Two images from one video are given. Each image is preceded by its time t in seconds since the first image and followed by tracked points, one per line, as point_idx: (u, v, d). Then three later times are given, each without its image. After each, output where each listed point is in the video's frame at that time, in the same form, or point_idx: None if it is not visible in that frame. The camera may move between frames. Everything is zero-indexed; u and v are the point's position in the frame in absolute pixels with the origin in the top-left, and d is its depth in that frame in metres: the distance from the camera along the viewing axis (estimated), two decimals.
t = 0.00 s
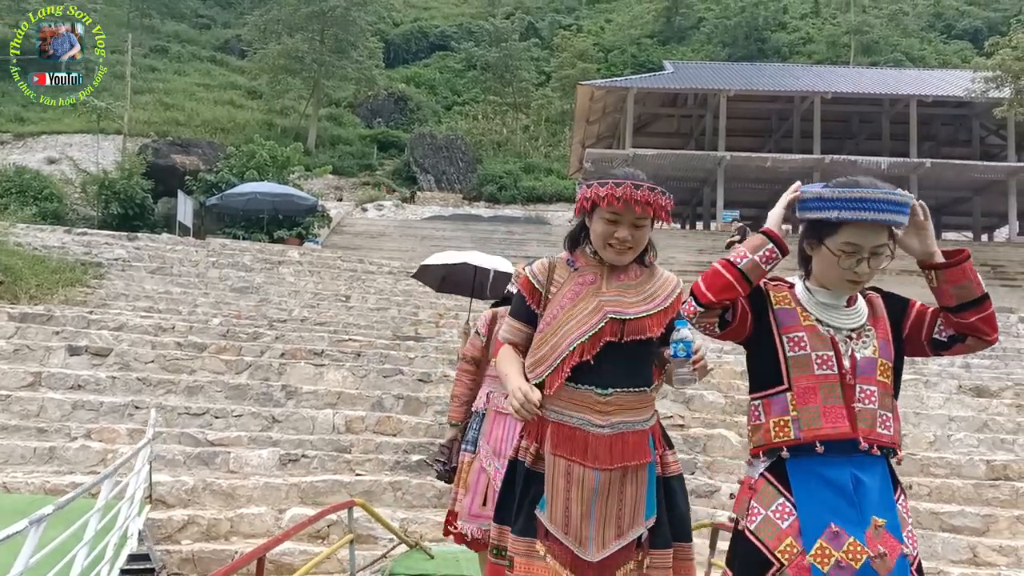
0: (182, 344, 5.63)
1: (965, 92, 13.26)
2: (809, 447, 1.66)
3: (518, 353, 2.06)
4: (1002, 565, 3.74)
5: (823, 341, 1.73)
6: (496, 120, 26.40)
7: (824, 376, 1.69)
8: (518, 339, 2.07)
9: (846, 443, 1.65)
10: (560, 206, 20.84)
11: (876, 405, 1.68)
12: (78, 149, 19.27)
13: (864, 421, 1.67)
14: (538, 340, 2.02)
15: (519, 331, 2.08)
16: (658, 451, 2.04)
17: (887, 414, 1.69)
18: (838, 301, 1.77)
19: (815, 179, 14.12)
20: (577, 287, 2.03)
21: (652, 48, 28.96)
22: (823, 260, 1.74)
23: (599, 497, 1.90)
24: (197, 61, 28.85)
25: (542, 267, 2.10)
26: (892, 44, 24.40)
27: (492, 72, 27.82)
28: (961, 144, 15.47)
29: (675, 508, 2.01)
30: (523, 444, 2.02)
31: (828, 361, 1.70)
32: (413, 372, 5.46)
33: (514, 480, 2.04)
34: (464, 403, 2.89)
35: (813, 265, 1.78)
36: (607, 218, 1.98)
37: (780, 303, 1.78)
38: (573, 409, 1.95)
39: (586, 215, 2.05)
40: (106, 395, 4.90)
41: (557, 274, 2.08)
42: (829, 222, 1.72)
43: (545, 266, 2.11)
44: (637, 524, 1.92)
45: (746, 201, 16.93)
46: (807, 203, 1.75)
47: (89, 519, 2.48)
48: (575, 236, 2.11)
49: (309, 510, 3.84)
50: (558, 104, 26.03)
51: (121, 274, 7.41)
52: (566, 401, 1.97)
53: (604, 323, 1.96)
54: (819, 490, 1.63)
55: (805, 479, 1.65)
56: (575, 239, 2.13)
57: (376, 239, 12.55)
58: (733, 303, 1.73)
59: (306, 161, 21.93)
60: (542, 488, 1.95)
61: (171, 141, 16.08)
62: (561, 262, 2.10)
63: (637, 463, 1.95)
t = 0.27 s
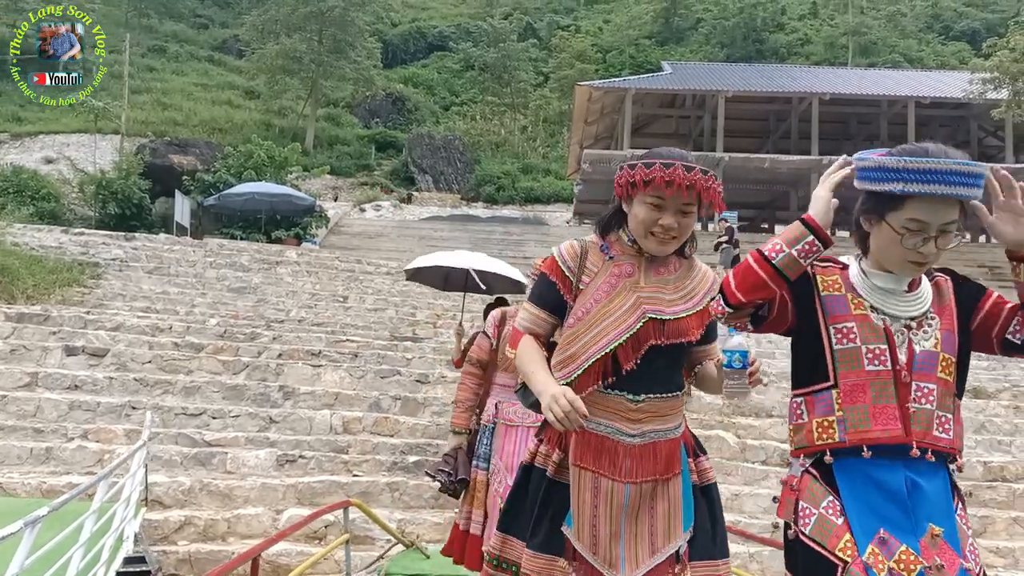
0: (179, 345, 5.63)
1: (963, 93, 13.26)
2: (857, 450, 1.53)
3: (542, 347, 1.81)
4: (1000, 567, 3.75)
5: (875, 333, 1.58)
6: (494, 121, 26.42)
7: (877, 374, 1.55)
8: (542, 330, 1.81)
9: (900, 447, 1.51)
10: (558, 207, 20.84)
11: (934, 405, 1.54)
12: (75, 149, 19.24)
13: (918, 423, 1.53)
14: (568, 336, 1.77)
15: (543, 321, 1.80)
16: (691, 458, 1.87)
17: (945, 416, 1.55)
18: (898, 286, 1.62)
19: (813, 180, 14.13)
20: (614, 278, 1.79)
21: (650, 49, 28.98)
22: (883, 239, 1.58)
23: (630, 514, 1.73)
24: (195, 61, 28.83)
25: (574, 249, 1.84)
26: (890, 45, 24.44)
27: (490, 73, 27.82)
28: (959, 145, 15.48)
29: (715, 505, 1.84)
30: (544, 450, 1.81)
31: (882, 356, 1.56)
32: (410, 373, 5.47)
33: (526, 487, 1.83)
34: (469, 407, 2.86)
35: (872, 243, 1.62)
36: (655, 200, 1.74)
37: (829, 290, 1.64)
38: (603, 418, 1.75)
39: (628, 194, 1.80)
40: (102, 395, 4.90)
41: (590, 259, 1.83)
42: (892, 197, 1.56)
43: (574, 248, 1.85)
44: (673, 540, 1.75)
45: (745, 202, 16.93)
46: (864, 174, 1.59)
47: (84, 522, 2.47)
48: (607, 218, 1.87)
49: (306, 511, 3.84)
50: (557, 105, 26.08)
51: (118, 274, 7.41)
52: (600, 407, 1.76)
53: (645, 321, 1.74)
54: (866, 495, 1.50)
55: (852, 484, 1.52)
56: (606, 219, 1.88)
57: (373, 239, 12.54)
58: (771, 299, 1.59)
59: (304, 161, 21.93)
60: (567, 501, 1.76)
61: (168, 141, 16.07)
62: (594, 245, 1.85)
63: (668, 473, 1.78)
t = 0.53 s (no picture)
0: (177, 345, 5.62)
1: (962, 95, 13.27)
2: (908, 481, 1.32)
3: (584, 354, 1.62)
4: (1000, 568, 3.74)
5: (933, 346, 1.35)
6: (493, 121, 26.45)
7: (936, 394, 1.32)
8: (583, 334, 1.61)
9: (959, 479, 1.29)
10: (556, 208, 20.84)
11: (998, 430, 1.32)
12: (73, 149, 19.22)
13: (982, 451, 1.30)
14: (612, 337, 1.59)
15: (584, 322, 1.61)
16: (757, 474, 1.61)
17: (1008, 443, 1.33)
18: (963, 284, 1.39)
19: (812, 181, 14.12)
20: (662, 273, 1.60)
21: (649, 49, 29.02)
22: (947, 223, 1.37)
23: (690, 537, 1.51)
24: (193, 61, 28.81)
25: (615, 244, 1.66)
26: (889, 47, 24.48)
27: (489, 73, 27.84)
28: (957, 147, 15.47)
29: (781, 547, 1.61)
30: (587, 464, 1.59)
31: (942, 372, 1.33)
32: (409, 374, 5.47)
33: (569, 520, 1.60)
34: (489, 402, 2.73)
35: (934, 229, 1.40)
36: (707, 185, 1.56)
37: (876, 295, 1.41)
38: (655, 425, 1.55)
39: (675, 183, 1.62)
40: (100, 395, 4.90)
41: (635, 254, 1.64)
42: (960, 168, 1.36)
43: (615, 243, 1.66)
44: (740, 568, 1.53)
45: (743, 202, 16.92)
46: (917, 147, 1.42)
47: (83, 523, 2.46)
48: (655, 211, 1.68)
49: (304, 512, 3.84)
50: (555, 106, 26.15)
51: (116, 274, 7.40)
52: (650, 413, 1.55)
53: (701, 319, 1.55)
54: (916, 534, 1.29)
55: (899, 519, 1.31)
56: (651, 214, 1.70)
57: (371, 240, 12.54)
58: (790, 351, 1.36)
59: (303, 162, 21.93)
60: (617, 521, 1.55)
61: (166, 141, 16.07)
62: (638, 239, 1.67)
63: (732, 488, 1.55)
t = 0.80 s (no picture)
0: (175, 345, 5.60)
1: (960, 96, 13.27)
2: (970, 544, 1.15)
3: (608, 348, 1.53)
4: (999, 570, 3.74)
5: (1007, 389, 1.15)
6: (491, 121, 26.44)
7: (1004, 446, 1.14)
8: (606, 327, 1.51)
9: None
10: (554, 208, 20.82)
11: None
12: (71, 149, 19.17)
13: None
14: (634, 330, 1.47)
15: (608, 318, 1.51)
16: (796, 482, 1.47)
17: None
18: None
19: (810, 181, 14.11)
20: (691, 264, 1.49)
21: (647, 50, 29.02)
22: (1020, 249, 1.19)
23: (722, 551, 1.41)
24: (191, 61, 28.76)
25: (643, 229, 1.54)
26: (887, 47, 24.51)
27: (487, 73, 27.81)
28: (955, 148, 15.48)
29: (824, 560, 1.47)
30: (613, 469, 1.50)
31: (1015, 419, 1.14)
32: (407, 375, 5.47)
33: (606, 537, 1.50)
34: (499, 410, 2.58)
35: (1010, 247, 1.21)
36: (741, 172, 1.43)
37: (936, 325, 1.21)
38: (688, 432, 1.45)
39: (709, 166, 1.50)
40: (99, 395, 4.88)
41: (662, 239, 1.53)
42: None
43: (643, 227, 1.55)
44: None
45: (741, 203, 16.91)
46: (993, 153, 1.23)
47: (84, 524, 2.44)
48: (687, 190, 1.56)
49: (303, 512, 3.83)
50: (554, 106, 26.16)
51: (114, 274, 7.38)
52: (677, 417, 1.46)
53: (730, 315, 1.44)
54: None
55: None
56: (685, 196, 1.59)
57: (369, 240, 12.51)
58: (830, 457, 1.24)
59: (300, 162, 21.90)
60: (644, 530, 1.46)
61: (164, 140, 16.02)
62: (668, 223, 1.56)
63: (771, 501, 1.42)
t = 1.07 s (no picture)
0: (173, 345, 5.59)
1: (958, 97, 13.29)
2: None
3: (617, 350, 1.48)
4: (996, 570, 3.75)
5: None
6: (490, 122, 26.42)
7: None
8: (613, 327, 1.47)
9: None
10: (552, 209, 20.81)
11: None
12: (69, 149, 19.15)
13: None
14: (642, 338, 1.42)
15: (616, 319, 1.46)
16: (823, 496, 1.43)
17: None
18: None
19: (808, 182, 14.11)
20: (703, 261, 1.42)
21: (646, 51, 29.02)
22: None
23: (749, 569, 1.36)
24: (189, 61, 28.74)
25: (649, 222, 1.47)
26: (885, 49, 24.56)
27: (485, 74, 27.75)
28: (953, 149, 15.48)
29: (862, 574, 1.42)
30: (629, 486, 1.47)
31: None
32: (406, 375, 5.47)
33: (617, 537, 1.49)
34: (510, 416, 2.43)
35: None
36: (760, 169, 1.34)
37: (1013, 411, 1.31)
38: (710, 443, 1.39)
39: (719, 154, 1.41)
40: (97, 396, 4.88)
41: (672, 234, 1.46)
42: None
43: (649, 217, 1.49)
44: None
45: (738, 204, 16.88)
46: None
47: (87, 523, 2.45)
48: (699, 179, 1.48)
49: (302, 513, 3.82)
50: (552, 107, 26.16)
51: (112, 274, 7.37)
52: (691, 427, 1.41)
53: (746, 315, 1.37)
54: None
55: None
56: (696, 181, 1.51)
57: (368, 241, 12.50)
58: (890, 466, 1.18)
59: (299, 162, 21.89)
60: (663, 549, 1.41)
61: (162, 140, 16.00)
62: (677, 212, 1.49)
63: (801, 513, 1.36)
